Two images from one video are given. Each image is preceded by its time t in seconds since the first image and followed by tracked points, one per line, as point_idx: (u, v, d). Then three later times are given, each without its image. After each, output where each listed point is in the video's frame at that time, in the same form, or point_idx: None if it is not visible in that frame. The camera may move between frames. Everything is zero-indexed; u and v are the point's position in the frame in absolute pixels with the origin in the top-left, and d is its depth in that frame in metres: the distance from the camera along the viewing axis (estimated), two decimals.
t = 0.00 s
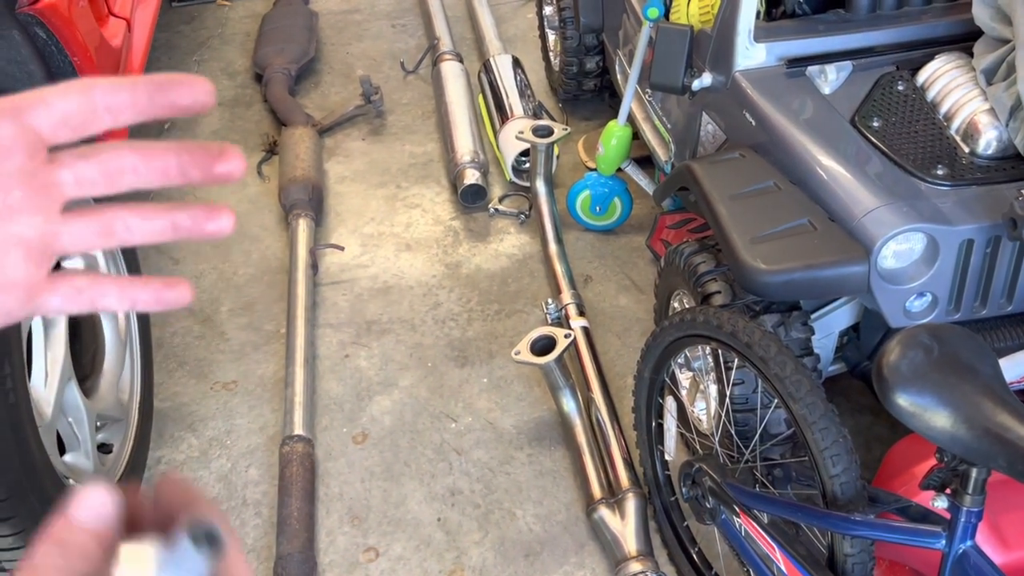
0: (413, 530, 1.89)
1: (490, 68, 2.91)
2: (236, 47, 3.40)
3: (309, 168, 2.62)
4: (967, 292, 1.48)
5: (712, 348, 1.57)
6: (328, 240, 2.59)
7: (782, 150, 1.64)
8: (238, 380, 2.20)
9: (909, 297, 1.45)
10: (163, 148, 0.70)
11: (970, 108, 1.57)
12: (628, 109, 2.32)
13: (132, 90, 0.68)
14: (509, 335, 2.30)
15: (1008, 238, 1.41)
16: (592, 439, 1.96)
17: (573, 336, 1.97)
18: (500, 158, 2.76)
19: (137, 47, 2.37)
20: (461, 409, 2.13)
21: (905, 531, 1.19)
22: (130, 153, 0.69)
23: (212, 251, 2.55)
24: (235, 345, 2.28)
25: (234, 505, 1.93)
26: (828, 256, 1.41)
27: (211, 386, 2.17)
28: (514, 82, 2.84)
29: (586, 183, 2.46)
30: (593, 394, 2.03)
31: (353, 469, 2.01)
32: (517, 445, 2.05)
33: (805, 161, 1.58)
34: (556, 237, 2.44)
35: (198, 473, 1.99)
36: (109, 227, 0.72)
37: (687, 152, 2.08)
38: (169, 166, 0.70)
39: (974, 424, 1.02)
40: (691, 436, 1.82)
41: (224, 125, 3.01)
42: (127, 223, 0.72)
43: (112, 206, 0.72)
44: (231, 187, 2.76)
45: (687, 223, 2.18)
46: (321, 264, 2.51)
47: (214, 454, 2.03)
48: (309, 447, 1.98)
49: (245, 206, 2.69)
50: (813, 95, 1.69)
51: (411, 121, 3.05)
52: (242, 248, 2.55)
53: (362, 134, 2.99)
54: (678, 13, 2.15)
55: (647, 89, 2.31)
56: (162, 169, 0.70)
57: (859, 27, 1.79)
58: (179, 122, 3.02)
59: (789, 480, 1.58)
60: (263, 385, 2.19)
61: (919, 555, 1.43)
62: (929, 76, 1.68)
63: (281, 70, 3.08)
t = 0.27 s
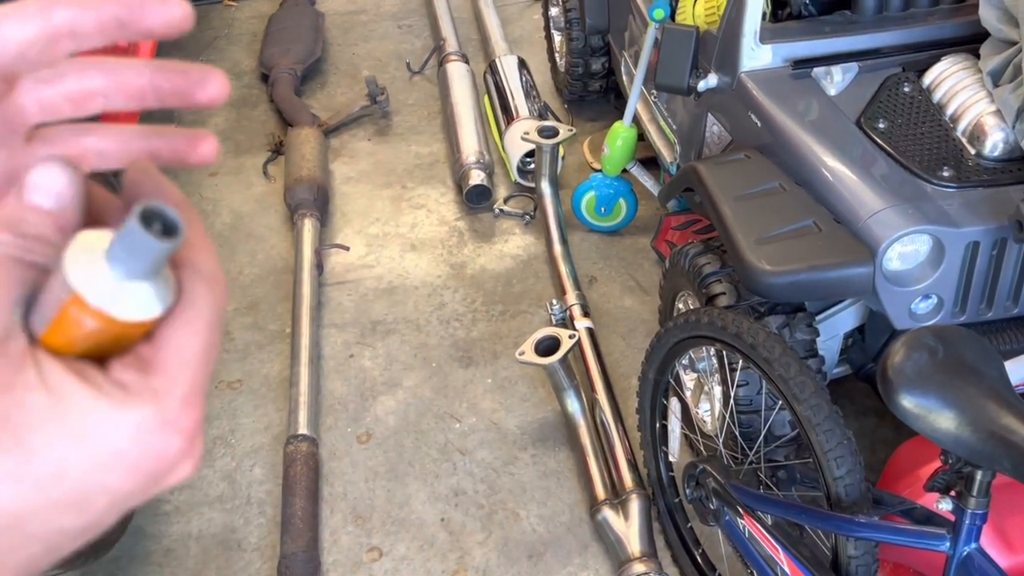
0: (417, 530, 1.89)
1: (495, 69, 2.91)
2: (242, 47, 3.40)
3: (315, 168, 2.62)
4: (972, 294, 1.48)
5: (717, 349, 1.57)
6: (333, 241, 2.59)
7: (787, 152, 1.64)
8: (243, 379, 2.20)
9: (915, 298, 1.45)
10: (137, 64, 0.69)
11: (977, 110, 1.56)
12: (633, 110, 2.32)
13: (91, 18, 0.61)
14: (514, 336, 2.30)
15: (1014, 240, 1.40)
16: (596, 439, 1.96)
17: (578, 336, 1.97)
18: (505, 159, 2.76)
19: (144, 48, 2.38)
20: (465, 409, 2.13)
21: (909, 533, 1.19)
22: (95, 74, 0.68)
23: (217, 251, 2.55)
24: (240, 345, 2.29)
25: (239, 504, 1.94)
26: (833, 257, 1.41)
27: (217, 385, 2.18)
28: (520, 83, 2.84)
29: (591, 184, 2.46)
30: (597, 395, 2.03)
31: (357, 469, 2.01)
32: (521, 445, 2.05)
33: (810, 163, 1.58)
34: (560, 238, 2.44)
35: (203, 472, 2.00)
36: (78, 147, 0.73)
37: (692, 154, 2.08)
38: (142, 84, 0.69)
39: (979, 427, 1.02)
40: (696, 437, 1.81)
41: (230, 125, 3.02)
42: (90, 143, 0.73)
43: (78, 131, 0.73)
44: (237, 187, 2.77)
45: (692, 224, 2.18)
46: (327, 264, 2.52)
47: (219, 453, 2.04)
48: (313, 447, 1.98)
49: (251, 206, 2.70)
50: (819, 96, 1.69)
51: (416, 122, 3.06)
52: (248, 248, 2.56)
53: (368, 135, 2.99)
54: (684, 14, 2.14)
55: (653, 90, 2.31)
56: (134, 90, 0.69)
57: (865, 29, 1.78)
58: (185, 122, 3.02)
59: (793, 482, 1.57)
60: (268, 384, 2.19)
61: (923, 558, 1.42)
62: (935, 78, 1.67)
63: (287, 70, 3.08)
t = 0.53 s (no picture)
0: (423, 530, 1.89)
1: (503, 71, 2.92)
2: (251, 48, 3.42)
3: (323, 169, 2.63)
4: (981, 297, 1.47)
5: (724, 351, 1.57)
6: (341, 241, 2.60)
7: (796, 154, 1.64)
8: (251, 379, 2.21)
9: (923, 301, 1.45)
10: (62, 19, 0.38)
11: (986, 113, 1.56)
12: (641, 112, 2.32)
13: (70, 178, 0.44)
14: (520, 337, 2.30)
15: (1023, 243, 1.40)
16: (603, 441, 1.96)
17: (585, 338, 1.97)
18: (513, 160, 2.77)
19: (154, 47, 2.38)
20: (472, 410, 2.13)
21: (917, 536, 1.19)
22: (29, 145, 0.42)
23: (226, 251, 2.56)
24: (248, 344, 2.30)
25: (246, 503, 1.94)
26: (841, 260, 1.41)
27: (225, 385, 2.19)
28: (528, 85, 2.85)
29: (599, 186, 2.47)
30: (604, 397, 2.03)
31: (364, 469, 2.01)
32: (528, 446, 2.05)
33: (819, 165, 1.58)
34: (568, 239, 2.44)
35: (210, 470, 2.00)
36: None
37: (700, 156, 2.08)
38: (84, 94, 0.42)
39: (988, 429, 1.02)
40: (703, 439, 1.81)
41: (239, 125, 3.03)
42: None
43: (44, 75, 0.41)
44: (245, 187, 2.78)
45: (700, 226, 2.18)
46: (335, 265, 2.53)
47: (227, 452, 2.05)
48: (320, 446, 1.99)
49: (260, 207, 2.71)
50: (827, 99, 1.69)
51: (424, 123, 3.06)
52: (256, 249, 2.57)
53: (376, 136, 3.00)
54: (693, 16, 2.14)
55: (661, 92, 2.31)
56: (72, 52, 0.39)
57: (874, 31, 1.78)
58: (195, 123, 3.04)
59: (800, 485, 1.59)
60: (276, 384, 2.20)
61: (931, 561, 1.42)
62: (945, 80, 1.67)
63: (296, 71, 3.09)
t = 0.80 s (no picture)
0: (430, 531, 1.90)
1: (512, 74, 2.93)
2: (261, 51, 3.44)
3: (333, 171, 2.65)
4: (990, 301, 1.47)
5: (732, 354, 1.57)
6: (350, 243, 2.61)
7: (805, 158, 1.64)
8: (260, 380, 2.22)
9: (932, 306, 1.45)
10: None
11: (996, 118, 1.56)
12: (650, 116, 2.32)
13: None
14: (528, 339, 2.31)
15: None
16: (610, 444, 1.96)
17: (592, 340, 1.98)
18: (521, 163, 2.78)
19: (166, 50, 2.39)
20: (479, 411, 2.14)
21: (926, 540, 1.19)
22: None
23: (236, 252, 2.58)
24: (257, 345, 2.31)
25: (255, 503, 1.95)
26: (850, 264, 1.41)
27: (234, 385, 2.20)
28: (536, 89, 2.86)
29: (607, 190, 2.47)
30: (612, 400, 2.03)
31: (372, 469, 2.02)
32: (535, 448, 2.05)
33: (828, 169, 1.58)
34: (576, 242, 2.45)
35: (219, 470, 2.02)
36: None
37: (709, 159, 2.08)
38: None
39: (996, 433, 1.02)
40: (711, 442, 1.82)
41: (249, 127, 3.05)
42: None
43: None
44: (255, 189, 2.80)
45: (708, 229, 2.18)
46: (343, 266, 2.54)
47: (236, 452, 2.06)
48: (329, 447, 2.00)
49: (269, 208, 2.72)
50: (836, 103, 1.69)
51: (433, 126, 3.07)
52: (265, 250, 2.58)
53: (385, 139, 3.01)
54: (702, 20, 2.15)
55: (670, 96, 2.31)
56: None
57: (884, 36, 1.79)
58: (205, 124, 3.06)
59: (808, 488, 1.59)
60: (285, 385, 2.21)
61: (939, 565, 1.42)
62: (954, 86, 1.67)
63: (306, 74, 3.11)
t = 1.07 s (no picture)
0: (437, 533, 1.90)
1: (521, 78, 2.93)
2: (271, 53, 3.45)
3: (342, 174, 2.65)
4: (1000, 306, 1.46)
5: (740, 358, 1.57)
6: (358, 245, 2.62)
7: (814, 162, 1.64)
8: (268, 381, 2.23)
9: (941, 311, 1.44)
10: None
11: (1007, 122, 1.55)
12: (659, 119, 2.32)
13: None
14: (535, 342, 2.31)
15: None
16: (617, 447, 1.96)
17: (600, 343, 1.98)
18: (529, 166, 2.78)
19: (176, 52, 2.40)
20: (486, 414, 2.14)
21: (935, 546, 1.18)
22: None
23: (244, 253, 2.59)
24: (265, 346, 2.32)
25: (262, 504, 1.96)
26: (859, 268, 1.40)
27: (242, 386, 2.20)
28: (545, 92, 2.86)
29: (615, 193, 2.47)
30: (619, 403, 2.03)
31: (379, 471, 2.02)
32: (542, 452, 2.05)
33: (837, 173, 1.58)
34: (584, 245, 2.45)
35: (227, 471, 2.02)
36: None
37: (717, 163, 2.08)
38: None
39: (1006, 439, 1.01)
40: (718, 447, 1.81)
41: (259, 130, 3.06)
42: None
43: None
44: (264, 191, 2.81)
45: (716, 234, 2.18)
46: (351, 268, 2.54)
47: (243, 453, 2.06)
48: (336, 449, 2.00)
49: (278, 210, 2.73)
50: (846, 108, 1.69)
51: (442, 129, 3.08)
52: (274, 252, 2.59)
53: (394, 141, 3.02)
54: (711, 24, 2.15)
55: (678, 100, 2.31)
56: None
57: (894, 40, 1.78)
58: (214, 126, 3.07)
59: (816, 493, 1.57)
60: (293, 386, 2.22)
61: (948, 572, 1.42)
62: (964, 91, 1.67)
63: (315, 76, 3.12)
